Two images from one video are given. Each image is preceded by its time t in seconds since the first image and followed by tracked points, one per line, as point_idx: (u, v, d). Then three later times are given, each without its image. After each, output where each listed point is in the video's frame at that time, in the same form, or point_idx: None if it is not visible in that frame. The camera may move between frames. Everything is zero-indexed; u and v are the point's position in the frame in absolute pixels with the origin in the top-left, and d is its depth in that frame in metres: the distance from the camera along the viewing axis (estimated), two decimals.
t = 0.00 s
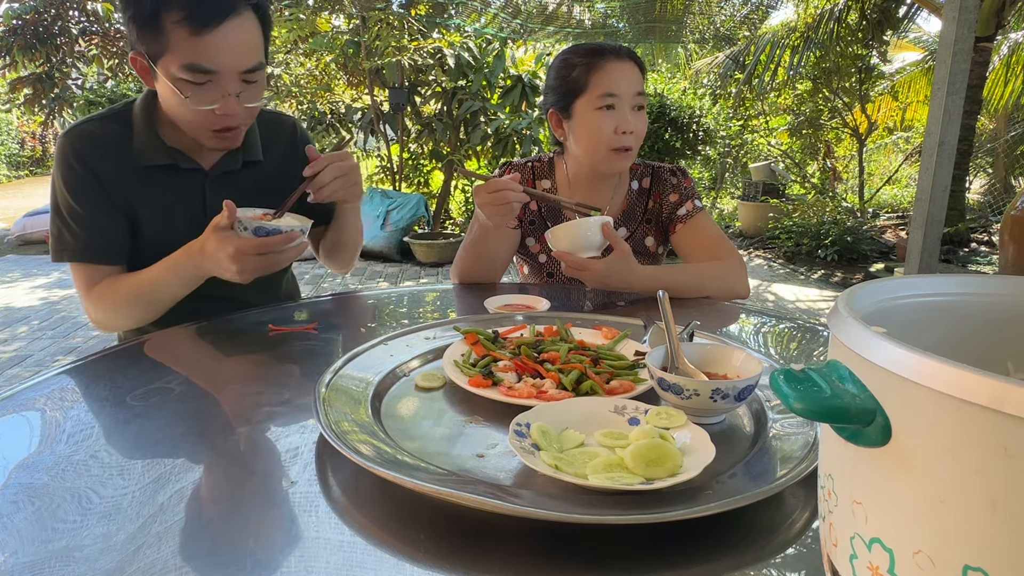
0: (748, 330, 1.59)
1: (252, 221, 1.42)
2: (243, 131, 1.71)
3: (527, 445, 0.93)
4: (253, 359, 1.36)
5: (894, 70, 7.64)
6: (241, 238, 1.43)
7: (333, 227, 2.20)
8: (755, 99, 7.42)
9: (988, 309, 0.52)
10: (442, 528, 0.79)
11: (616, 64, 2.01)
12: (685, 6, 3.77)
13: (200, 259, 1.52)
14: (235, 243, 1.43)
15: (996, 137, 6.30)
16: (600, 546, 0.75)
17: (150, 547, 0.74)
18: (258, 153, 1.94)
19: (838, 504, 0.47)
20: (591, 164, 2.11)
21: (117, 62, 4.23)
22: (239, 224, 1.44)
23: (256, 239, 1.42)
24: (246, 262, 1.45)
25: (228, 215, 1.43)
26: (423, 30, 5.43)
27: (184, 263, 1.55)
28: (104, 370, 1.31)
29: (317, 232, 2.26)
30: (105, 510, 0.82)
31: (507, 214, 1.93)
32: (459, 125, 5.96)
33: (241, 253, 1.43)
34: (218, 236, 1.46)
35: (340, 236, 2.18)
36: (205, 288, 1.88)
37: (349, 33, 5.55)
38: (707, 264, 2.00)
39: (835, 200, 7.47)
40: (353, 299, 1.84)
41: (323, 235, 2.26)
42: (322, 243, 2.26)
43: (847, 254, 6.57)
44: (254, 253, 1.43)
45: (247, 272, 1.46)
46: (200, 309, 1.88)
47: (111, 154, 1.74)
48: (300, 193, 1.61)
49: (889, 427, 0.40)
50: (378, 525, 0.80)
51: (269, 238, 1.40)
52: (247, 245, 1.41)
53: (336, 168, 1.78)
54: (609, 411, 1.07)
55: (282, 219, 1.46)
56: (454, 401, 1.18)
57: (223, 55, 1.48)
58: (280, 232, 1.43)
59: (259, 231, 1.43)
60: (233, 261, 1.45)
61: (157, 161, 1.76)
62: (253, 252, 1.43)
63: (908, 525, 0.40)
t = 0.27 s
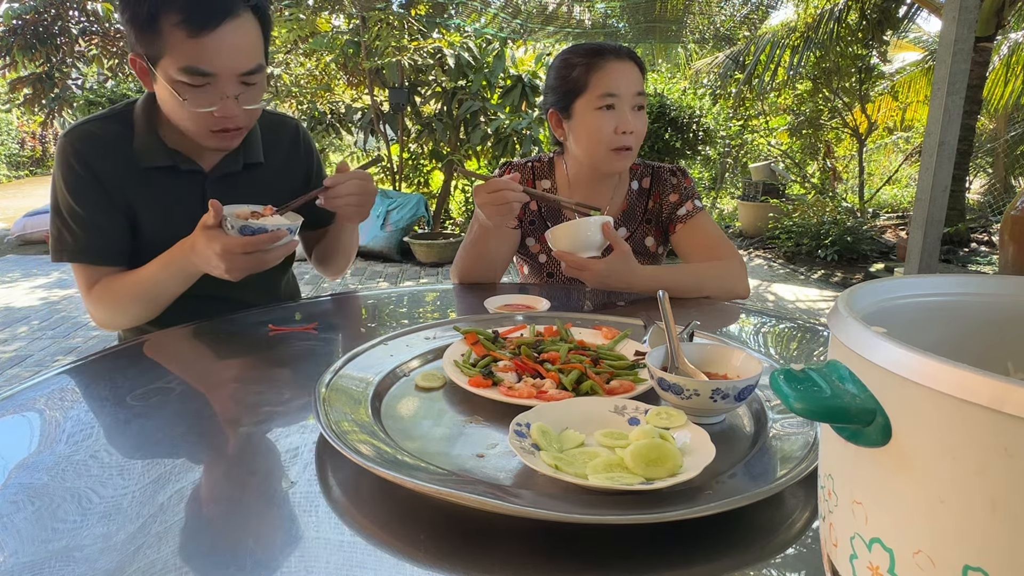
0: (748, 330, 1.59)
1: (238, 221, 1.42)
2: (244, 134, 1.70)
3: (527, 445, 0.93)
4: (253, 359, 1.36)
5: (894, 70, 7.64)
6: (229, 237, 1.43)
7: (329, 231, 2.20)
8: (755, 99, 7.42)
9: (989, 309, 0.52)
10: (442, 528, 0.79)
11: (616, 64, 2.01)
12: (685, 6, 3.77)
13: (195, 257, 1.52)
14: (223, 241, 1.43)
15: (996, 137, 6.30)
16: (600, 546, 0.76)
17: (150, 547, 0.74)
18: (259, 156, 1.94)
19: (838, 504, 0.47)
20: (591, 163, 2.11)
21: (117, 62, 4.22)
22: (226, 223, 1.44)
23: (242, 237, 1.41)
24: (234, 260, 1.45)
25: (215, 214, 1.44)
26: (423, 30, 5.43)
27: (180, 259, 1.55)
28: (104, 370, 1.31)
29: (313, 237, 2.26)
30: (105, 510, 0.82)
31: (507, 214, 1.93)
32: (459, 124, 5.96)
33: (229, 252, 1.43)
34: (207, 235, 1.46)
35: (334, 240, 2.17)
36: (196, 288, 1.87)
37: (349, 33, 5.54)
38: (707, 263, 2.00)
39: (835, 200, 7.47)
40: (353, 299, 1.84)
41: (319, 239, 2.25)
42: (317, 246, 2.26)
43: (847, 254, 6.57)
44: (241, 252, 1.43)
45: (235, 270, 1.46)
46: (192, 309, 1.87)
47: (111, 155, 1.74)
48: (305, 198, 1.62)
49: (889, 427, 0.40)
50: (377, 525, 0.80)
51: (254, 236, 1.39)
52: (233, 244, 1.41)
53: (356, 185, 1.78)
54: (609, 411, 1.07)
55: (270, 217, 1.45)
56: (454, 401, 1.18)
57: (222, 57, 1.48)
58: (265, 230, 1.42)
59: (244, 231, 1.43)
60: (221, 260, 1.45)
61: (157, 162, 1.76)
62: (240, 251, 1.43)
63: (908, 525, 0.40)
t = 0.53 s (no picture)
0: (748, 330, 1.59)
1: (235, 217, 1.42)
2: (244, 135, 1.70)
3: (527, 445, 0.93)
4: (253, 359, 1.36)
5: (893, 70, 7.64)
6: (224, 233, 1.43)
7: (329, 231, 2.20)
8: (755, 99, 7.42)
9: (989, 309, 0.52)
10: (442, 528, 0.79)
11: (616, 65, 2.01)
12: (685, 6, 3.77)
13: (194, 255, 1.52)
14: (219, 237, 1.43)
15: (996, 137, 6.30)
16: (600, 546, 0.75)
17: (150, 547, 0.74)
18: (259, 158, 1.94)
19: (839, 504, 0.47)
20: (591, 164, 2.11)
21: (117, 62, 4.22)
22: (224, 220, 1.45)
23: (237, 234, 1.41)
24: (229, 257, 1.44)
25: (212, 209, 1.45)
26: (423, 30, 5.43)
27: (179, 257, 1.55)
28: (104, 370, 1.31)
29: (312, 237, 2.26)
30: (105, 510, 0.82)
31: (507, 214, 1.93)
32: (459, 124, 5.97)
33: (223, 248, 1.42)
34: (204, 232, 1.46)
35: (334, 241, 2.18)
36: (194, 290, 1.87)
37: (349, 33, 5.54)
38: (707, 263, 2.00)
39: (834, 200, 7.47)
40: (353, 299, 1.84)
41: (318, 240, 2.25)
42: (317, 246, 2.26)
43: (847, 254, 6.57)
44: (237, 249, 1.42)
45: (230, 267, 1.46)
46: (189, 310, 1.87)
47: (111, 156, 1.74)
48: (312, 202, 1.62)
49: (889, 427, 0.40)
50: (377, 525, 0.80)
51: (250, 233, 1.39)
52: (228, 241, 1.40)
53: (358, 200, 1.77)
54: (609, 411, 1.07)
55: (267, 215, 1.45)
56: (454, 401, 1.18)
57: (222, 59, 1.48)
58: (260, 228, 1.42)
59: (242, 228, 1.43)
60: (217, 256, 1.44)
61: (156, 163, 1.76)
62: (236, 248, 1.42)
63: (907, 525, 0.40)
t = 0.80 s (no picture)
0: (748, 330, 1.59)
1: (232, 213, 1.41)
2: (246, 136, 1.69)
3: (527, 444, 0.93)
4: (253, 359, 1.36)
5: (893, 70, 7.64)
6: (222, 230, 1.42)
7: (328, 233, 2.20)
8: (755, 99, 7.41)
9: (990, 309, 0.52)
10: (442, 528, 0.79)
11: (615, 64, 2.01)
12: (685, 6, 3.77)
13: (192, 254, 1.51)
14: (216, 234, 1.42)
15: (996, 137, 6.30)
16: (600, 547, 0.75)
17: (150, 547, 0.74)
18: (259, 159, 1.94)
19: (838, 504, 0.47)
20: (591, 164, 2.11)
21: (117, 62, 4.22)
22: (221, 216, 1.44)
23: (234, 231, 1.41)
24: (227, 255, 1.44)
25: (208, 207, 1.44)
26: (423, 30, 5.42)
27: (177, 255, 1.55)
28: (104, 370, 1.31)
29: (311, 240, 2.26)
30: (105, 510, 0.82)
31: (507, 215, 1.93)
32: (459, 125, 5.97)
33: (221, 244, 1.42)
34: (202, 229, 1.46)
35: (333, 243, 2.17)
36: (191, 290, 1.87)
37: (349, 33, 5.54)
38: (707, 263, 2.00)
39: (835, 200, 7.47)
40: (352, 299, 1.84)
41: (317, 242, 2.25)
42: (316, 247, 2.26)
43: (847, 254, 6.58)
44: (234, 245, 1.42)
45: (228, 265, 1.45)
46: (187, 311, 1.87)
47: (110, 157, 1.74)
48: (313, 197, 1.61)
49: (889, 427, 0.40)
50: (377, 525, 0.80)
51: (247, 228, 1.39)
52: (225, 237, 1.40)
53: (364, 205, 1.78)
54: (609, 411, 1.07)
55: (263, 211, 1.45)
56: (454, 401, 1.18)
57: (224, 59, 1.48)
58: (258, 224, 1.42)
59: (238, 224, 1.42)
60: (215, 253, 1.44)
61: (155, 164, 1.76)
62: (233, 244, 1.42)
63: (907, 524, 0.40)
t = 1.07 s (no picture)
0: (748, 330, 1.59)
1: (225, 185, 1.40)
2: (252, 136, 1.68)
3: (527, 445, 0.93)
4: (253, 359, 1.36)
5: (893, 70, 7.64)
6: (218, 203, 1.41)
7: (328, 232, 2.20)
8: (755, 99, 7.41)
9: (991, 308, 0.52)
10: (442, 528, 0.79)
11: (615, 65, 2.01)
12: (685, 6, 3.77)
13: (190, 234, 1.50)
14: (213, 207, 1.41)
15: (996, 137, 6.30)
16: (599, 546, 0.76)
17: (150, 547, 0.74)
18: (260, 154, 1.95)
19: (838, 504, 0.47)
20: (591, 164, 2.11)
21: (117, 62, 4.22)
22: (213, 191, 1.42)
23: (231, 202, 1.40)
24: (225, 227, 1.43)
25: (200, 182, 1.41)
26: (423, 29, 5.42)
27: (174, 242, 1.55)
28: (104, 370, 1.31)
29: (312, 238, 2.26)
30: (105, 510, 0.82)
31: (507, 214, 1.93)
32: (459, 125, 5.97)
33: (219, 216, 1.41)
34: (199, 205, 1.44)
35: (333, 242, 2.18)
36: (185, 291, 1.86)
37: (349, 33, 5.54)
38: (707, 264, 2.00)
39: (835, 200, 7.47)
40: (352, 299, 1.84)
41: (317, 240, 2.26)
42: (316, 248, 2.27)
43: (847, 254, 6.58)
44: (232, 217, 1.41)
45: (229, 238, 1.44)
46: (185, 311, 1.87)
47: (110, 158, 1.74)
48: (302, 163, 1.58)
49: (889, 427, 0.40)
50: (378, 525, 0.80)
51: (242, 198, 1.38)
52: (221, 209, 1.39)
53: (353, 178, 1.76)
54: (609, 411, 1.07)
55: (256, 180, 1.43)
56: (454, 401, 1.18)
57: (228, 54, 1.48)
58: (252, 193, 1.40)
59: (232, 195, 1.41)
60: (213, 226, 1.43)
61: (156, 165, 1.76)
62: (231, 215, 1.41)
63: (906, 525, 0.40)
